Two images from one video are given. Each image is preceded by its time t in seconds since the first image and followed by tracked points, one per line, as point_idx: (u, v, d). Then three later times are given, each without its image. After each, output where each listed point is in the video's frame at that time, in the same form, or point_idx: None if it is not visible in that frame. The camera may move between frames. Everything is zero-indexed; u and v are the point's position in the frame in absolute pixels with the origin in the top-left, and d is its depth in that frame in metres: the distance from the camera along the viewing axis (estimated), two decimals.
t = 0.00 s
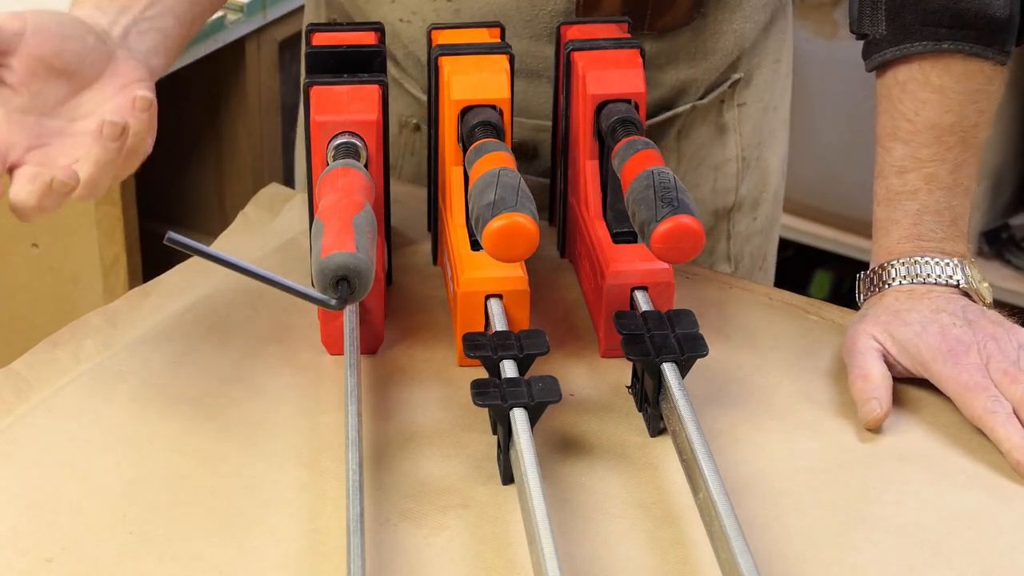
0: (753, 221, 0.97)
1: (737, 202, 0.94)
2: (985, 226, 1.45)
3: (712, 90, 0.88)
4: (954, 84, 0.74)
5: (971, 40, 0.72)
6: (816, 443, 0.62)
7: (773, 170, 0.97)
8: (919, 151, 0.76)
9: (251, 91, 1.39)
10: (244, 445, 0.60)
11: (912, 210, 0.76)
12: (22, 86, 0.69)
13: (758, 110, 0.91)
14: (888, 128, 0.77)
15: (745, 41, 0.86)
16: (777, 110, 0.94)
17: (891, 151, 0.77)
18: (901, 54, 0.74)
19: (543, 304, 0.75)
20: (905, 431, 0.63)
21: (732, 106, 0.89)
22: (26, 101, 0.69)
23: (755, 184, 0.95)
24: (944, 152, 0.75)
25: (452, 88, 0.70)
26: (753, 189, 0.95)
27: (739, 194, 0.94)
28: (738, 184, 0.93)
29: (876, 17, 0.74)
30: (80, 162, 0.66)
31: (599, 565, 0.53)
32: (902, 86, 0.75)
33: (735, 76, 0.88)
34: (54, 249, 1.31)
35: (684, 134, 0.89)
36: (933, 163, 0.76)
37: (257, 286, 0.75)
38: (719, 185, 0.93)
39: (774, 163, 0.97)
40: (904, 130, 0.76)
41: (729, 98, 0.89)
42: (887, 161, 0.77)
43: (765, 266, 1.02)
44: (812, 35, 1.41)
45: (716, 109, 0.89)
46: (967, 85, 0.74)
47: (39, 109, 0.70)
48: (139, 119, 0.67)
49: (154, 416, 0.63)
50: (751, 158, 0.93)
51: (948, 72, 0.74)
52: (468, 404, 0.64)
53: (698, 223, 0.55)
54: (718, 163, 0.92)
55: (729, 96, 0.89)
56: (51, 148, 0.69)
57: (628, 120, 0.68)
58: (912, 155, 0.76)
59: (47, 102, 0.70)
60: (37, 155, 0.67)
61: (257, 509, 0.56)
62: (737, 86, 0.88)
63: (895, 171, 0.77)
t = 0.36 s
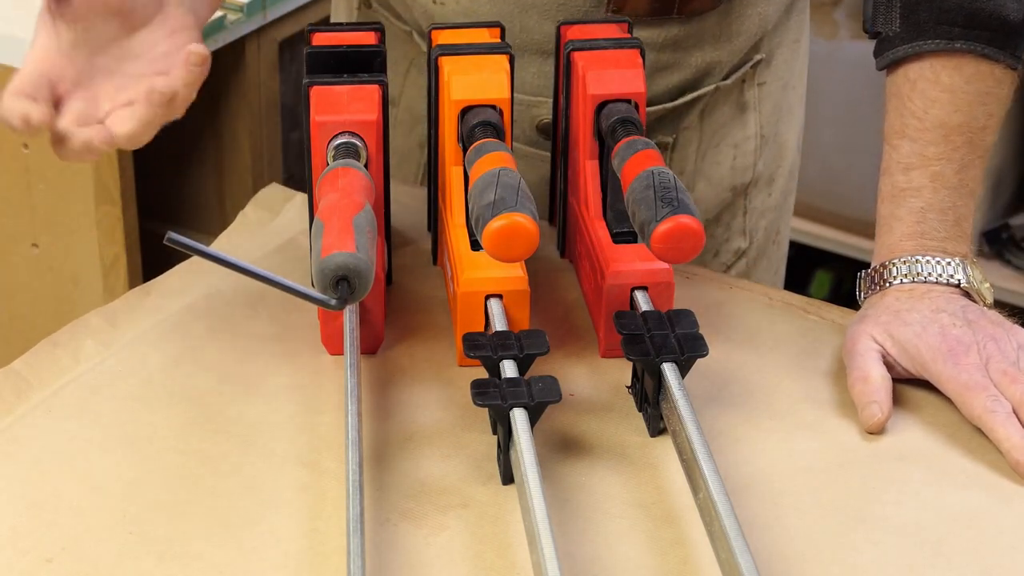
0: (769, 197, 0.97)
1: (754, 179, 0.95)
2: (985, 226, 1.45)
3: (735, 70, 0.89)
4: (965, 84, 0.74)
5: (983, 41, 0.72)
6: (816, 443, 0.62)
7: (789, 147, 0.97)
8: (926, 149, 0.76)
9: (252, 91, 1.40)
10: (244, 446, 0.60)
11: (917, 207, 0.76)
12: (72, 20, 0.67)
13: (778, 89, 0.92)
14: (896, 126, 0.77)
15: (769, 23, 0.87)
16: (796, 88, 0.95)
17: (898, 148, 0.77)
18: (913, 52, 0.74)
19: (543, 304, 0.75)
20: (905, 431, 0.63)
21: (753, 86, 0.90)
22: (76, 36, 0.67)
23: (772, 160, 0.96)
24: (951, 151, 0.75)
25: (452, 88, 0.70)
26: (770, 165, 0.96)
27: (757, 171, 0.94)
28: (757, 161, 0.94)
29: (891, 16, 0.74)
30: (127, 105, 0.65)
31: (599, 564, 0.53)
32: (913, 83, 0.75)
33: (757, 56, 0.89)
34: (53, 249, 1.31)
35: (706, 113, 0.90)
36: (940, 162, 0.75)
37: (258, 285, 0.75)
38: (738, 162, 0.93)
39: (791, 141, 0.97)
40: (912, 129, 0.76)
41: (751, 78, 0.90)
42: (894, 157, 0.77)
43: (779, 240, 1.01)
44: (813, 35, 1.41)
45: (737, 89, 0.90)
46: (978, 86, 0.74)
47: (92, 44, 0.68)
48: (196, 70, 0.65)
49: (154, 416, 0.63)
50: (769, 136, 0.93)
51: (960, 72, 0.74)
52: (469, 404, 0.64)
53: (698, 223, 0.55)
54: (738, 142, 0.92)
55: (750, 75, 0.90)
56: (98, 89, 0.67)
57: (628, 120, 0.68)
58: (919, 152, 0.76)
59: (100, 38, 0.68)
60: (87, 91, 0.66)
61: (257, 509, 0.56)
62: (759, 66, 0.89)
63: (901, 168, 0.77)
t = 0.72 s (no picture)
0: (752, 212, 0.96)
1: (736, 193, 0.94)
2: (985, 226, 1.45)
3: (718, 80, 0.88)
4: (961, 84, 0.74)
5: (979, 41, 0.72)
6: (815, 443, 0.62)
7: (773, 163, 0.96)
8: (924, 150, 0.76)
9: (251, 91, 1.40)
10: (244, 446, 0.60)
11: (916, 208, 0.76)
12: None
13: (761, 101, 0.92)
14: (893, 127, 0.77)
15: (752, 32, 0.87)
16: (780, 102, 0.94)
17: (895, 149, 0.77)
18: (909, 52, 0.74)
19: (543, 304, 0.75)
20: (905, 431, 0.63)
21: (736, 97, 0.90)
22: None
23: (755, 175, 0.95)
24: (949, 152, 0.75)
25: (452, 88, 0.70)
26: (753, 179, 0.95)
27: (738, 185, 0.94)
28: (739, 174, 0.93)
29: (885, 16, 0.74)
30: None
31: (599, 564, 0.53)
32: (909, 84, 0.75)
33: (740, 66, 0.88)
34: (53, 249, 1.31)
35: (688, 123, 0.90)
36: (937, 162, 0.76)
37: (257, 285, 0.75)
38: (719, 174, 0.92)
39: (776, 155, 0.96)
40: (910, 129, 0.76)
41: (734, 89, 0.90)
42: (892, 159, 0.77)
43: (763, 256, 1.00)
44: (812, 35, 1.42)
45: (720, 98, 0.90)
46: (973, 86, 0.74)
47: None
48: None
49: (154, 416, 0.63)
50: (752, 148, 0.93)
51: (955, 72, 0.74)
52: (468, 404, 0.64)
53: (698, 223, 0.55)
54: (720, 154, 0.92)
55: (733, 86, 0.89)
56: None
57: (628, 120, 0.68)
58: (916, 154, 0.76)
59: None
60: None
61: (257, 509, 0.56)
62: (741, 77, 0.89)
63: (899, 169, 0.77)
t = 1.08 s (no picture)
0: (729, 235, 0.97)
1: (710, 214, 0.95)
2: (985, 226, 1.45)
3: (682, 100, 0.88)
4: (949, 84, 0.74)
5: (965, 40, 0.72)
6: (816, 443, 0.62)
7: (751, 184, 0.96)
8: (916, 153, 0.76)
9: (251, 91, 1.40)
10: (244, 446, 0.60)
11: (912, 211, 0.76)
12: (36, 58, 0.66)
13: (730, 121, 0.91)
14: (884, 130, 0.77)
15: (717, 51, 0.86)
16: (754, 122, 0.93)
17: (887, 153, 0.77)
18: (895, 56, 0.74)
19: (543, 304, 0.75)
20: (906, 432, 0.63)
21: (702, 116, 0.90)
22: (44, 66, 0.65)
23: (731, 197, 0.95)
24: (941, 152, 0.75)
25: (452, 88, 0.70)
26: (729, 202, 0.95)
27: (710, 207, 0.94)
28: (712, 196, 0.94)
29: (870, 19, 0.74)
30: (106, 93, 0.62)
31: (599, 565, 0.53)
32: (897, 87, 0.75)
33: (704, 85, 0.88)
34: (53, 249, 1.32)
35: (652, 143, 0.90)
36: (930, 164, 0.76)
37: (257, 286, 0.75)
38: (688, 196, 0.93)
39: (751, 176, 0.96)
40: (900, 133, 0.76)
41: (700, 107, 0.89)
42: (884, 162, 0.77)
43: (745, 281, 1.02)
44: (812, 35, 1.43)
45: (686, 118, 0.90)
46: (962, 85, 0.74)
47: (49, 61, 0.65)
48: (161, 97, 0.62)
49: (154, 416, 0.63)
50: (724, 170, 0.93)
51: (943, 73, 0.73)
52: (468, 405, 0.64)
53: (698, 223, 0.55)
54: (690, 173, 0.92)
55: (699, 104, 0.89)
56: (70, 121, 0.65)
57: (628, 120, 0.68)
58: (909, 157, 0.76)
59: (70, 72, 0.66)
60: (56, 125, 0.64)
61: (257, 509, 0.56)
62: (706, 95, 0.89)
63: (892, 172, 0.77)
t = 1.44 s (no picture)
0: (728, 230, 0.97)
1: (707, 211, 0.95)
2: (985, 226, 1.45)
3: (670, 95, 0.88)
4: (940, 84, 0.74)
5: (954, 40, 0.72)
6: (815, 443, 0.62)
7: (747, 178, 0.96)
8: (909, 154, 0.76)
9: (250, 91, 1.40)
10: (244, 446, 0.60)
11: (907, 212, 0.76)
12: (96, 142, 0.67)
13: (720, 114, 0.91)
14: (877, 133, 0.77)
15: (707, 48, 0.87)
16: (744, 115, 0.94)
17: (881, 154, 0.77)
18: (885, 58, 0.74)
19: (542, 304, 0.75)
20: (905, 432, 0.63)
21: (692, 111, 0.90)
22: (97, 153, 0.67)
23: (726, 192, 0.95)
24: (935, 153, 0.75)
25: (452, 88, 0.70)
26: (725, 196, 0.95)
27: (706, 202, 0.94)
28: (707, 191, 0.93)
29: (858, 22, 0.74)
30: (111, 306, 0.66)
31: (599, 565, 0.53)
32: (888, 89, 0.75)
33: (692, 79, 0.88)
34: (54, 249, 1.32)
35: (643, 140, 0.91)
36: (924, 165, 0.76)
37: (257, 286, 0.75)
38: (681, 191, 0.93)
39: (747, 170, 0.96)
40: (893, 134, 0.76)
41: (689, 102, 0.89)
42: (878, 164, 0.77)
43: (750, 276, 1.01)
44: (812, 35, 1.43)
45: (675, 113, 0.90)
46: (952, 84, 0.74)
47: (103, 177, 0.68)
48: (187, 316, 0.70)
49: (153, 417, 0.63)
50: (717, 164, 0.93)
51: (933, 73, 0.73)
52: (468, 405, 0.64)
53: (698, 223, 0.55)
54: (683, 168, 0.92)
55: (688, 99, 0.89)
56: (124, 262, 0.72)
57: (628, 120, 0.68)
58: (902, 158, 0.76)
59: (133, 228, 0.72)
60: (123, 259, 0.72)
61: (257, 509, 0.56)
62: (695, 89, 0.89)
63: (887, 174, 0.77)
